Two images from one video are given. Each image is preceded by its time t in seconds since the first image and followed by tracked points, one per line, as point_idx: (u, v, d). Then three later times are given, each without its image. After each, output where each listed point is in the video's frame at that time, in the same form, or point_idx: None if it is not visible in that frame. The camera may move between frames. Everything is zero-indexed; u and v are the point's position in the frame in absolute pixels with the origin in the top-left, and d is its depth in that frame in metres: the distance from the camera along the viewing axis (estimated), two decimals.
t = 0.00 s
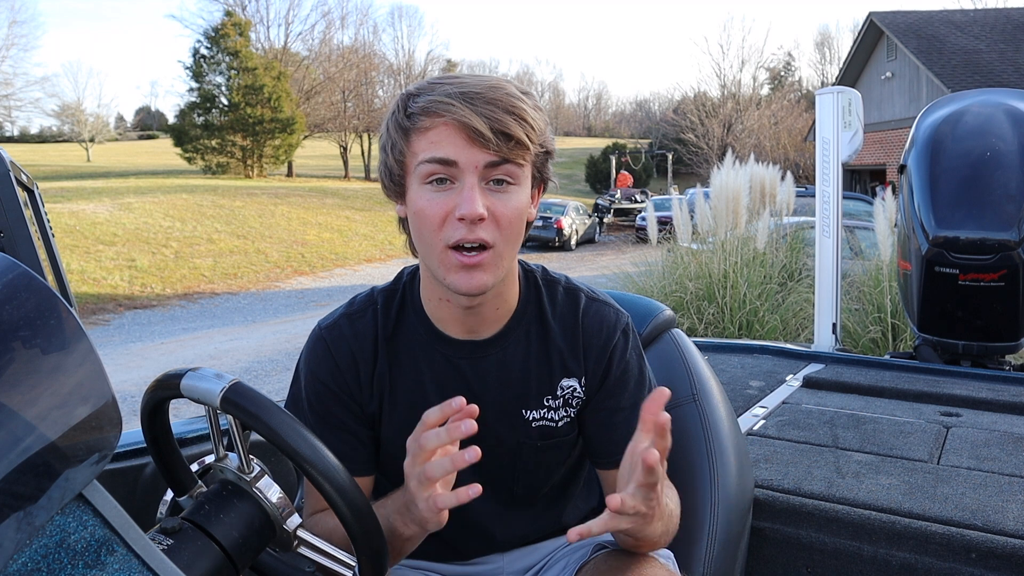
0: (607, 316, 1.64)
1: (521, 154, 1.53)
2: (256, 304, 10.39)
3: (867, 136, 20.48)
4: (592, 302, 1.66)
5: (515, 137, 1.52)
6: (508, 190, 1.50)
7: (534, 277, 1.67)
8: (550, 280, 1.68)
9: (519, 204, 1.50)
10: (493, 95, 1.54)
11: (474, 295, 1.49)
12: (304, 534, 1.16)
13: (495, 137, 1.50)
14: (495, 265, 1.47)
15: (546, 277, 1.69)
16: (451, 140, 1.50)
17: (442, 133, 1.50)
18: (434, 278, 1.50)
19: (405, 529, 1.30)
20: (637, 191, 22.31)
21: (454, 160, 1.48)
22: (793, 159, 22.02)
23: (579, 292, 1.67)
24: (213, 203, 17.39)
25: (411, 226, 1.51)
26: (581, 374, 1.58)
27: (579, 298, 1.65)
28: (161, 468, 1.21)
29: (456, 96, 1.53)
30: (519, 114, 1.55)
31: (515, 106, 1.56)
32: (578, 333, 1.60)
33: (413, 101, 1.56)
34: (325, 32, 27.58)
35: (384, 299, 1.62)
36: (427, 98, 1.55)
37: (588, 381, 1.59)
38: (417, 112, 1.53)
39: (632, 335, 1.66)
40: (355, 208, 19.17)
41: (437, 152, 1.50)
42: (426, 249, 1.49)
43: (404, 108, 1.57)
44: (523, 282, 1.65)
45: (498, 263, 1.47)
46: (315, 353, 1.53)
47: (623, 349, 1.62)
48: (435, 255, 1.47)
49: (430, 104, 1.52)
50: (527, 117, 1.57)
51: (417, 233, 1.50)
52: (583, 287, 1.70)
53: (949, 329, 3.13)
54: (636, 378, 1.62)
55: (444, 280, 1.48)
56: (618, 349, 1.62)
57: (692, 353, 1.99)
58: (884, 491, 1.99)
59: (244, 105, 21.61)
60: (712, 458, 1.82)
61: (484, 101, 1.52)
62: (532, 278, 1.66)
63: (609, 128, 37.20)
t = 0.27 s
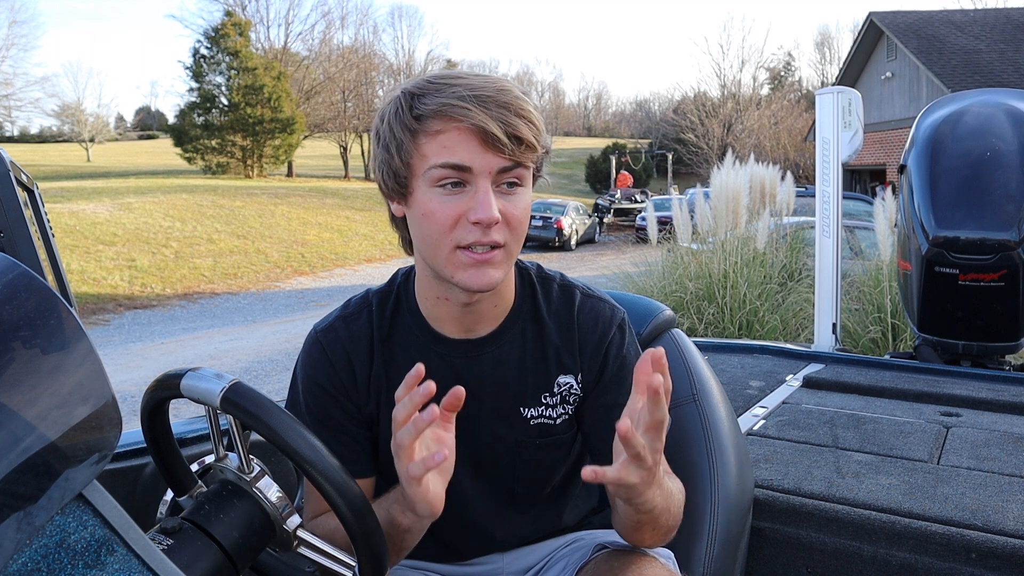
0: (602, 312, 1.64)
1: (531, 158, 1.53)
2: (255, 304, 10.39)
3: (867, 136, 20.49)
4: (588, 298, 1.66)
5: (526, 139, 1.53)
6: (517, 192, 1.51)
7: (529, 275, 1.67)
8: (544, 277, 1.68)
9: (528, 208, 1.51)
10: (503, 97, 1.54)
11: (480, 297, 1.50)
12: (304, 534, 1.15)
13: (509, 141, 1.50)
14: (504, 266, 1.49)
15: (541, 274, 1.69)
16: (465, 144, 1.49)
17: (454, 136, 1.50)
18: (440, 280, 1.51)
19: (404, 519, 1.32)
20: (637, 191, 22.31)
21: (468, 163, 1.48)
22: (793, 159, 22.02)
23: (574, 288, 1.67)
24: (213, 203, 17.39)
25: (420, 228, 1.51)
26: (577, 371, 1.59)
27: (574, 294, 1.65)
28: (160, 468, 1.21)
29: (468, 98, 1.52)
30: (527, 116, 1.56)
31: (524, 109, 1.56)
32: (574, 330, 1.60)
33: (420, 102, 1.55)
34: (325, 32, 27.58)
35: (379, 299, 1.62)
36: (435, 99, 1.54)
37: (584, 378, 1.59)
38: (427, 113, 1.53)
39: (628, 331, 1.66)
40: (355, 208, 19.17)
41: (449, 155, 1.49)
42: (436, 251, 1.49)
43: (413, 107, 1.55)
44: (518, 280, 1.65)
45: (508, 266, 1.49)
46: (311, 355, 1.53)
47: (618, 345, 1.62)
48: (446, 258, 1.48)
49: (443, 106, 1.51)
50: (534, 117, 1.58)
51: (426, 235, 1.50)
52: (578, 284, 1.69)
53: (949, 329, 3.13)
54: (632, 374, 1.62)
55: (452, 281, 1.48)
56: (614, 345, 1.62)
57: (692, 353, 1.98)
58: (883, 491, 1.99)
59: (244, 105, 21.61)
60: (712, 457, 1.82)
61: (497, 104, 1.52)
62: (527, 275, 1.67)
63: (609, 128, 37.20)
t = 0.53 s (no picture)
0: (598, 311, 1.64)
1: (520, 150, 1.54)
2: (256, 304, 10.39)
3: (867, 136, 20.48)
4: (583, 297, 1.66)
5: (516, 131, 1.54)
6: (505, 183, 1.51)
7: (523, 275, 1.67)
8: (539, 278, 1.68)
9: (514, 200, 1.52)
10: (497, 89, 1.56)
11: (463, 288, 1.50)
12: (304, 534, 1.15)
13: (499, 131, 1.51)
14: (490, 256, 1.48)
15: (535, 274, 1.69)
16: (454, 130, 1.50)
17: (445, 124, 1.51)
18: (425, 268, 1.51)
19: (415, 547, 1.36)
20: (637, 191, 22.31)
21: (457, 150, 1.49)
22: (793, 159, 22.03)
23: (568, 288, 1.67)
24: (213, 203, 17.39)
25: (407, 214, 1.51)
26: (573, 371, 1.58)
27: (569, 294, 1.65)
28: (161, 468, 1.21)
29: (462, 88, 1.54)
30: (521, 111, 1.57)
31: (517, 103, 1.57)
32: (569, 329, 1.60)
33: (414, 92, 1.57)
34: (325, 32, 27.58)
35: (373, 302, 1.62)
36: (430, 88, 1.55)
37: (581, 378, 1.59)
38: (421, 102, 1.54)
39: (623, 330, 1.66)
40: (355, 208, 19.17)
41: (439, 141, 1.50)
42: (422, 238, 1.49)
43: (408, 96, 1.57)
44: (512, 280, 1.65)
45: (493, 255, 1.48)
46: (305, 357, 1.53)
47: (614, 344, 1.62)
48: (431, 245, 1.48)
49: (436, 94, 1.53)
50: (527, 113, 1.59)
51: (412, 222, 1.50)
52: (573, 284, 1.69)
53: (949, 329, 3.13)
54: (628, 373, 1.62)
55: (436, 271, 1.48)
56: (610, 345, 1.62)
57: (692, 353, 1.98)
58: (883, 491, 1.99)
59: (244, 105, 21.60)
60: (712, 457, 1.82)
61: (489, 94, 1.54)
62: (521, 275, 1.67)
63: (609, 128, 37.20)
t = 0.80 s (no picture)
0: (598, 313, 1.65)
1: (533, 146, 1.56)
2: (256, 304, 10.40)
3: (867, 136, 20.48)
4: (582, 298, 1.66)
5: (529, 125, 1.56)
6: (517, 175, 1.53)
7: (524, 275, 1.67)
8: (538, 277, 1.68)
9: (526, 195, 1.54)
10: (512, 85, 1.58)
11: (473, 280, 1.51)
12: (304, 534, 1.15)
13: (515, 124, 1.53)
14: (502, 245, 1.50)
15: (535, 274, 1.69)
16: (474, 122, 1.51)
17: (464, 114, 1.52)
18: (439, 256, 1.50)
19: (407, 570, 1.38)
20: (637, 191, 22.31)
21: (475, 140, 1.50)
22: (793, 159, 22.03)
23: (568, 289, 1.67)
24: (213, 203, 17.39)
25: (422, 202, 1.50)
26: (573, 371, 1.59)
27: (568, 294, 1.65)
28: (161, 469, 1.21)
29: (479, 81, 1.55)
30: (533, 108, 1.59)
31: (529, 101, 1.60)
32: (569, 330, 1.61)
33: (429, 84, 1.57)
34: (325, 32, 27.59)
35: (372, 301, 1.62)
36: (446, 81, 1.56)
37: (581, 378, 1.59)
38: (438, 93, 1.54)
39: (623, 331, 1.66)
40: (355, 208, 19.18)
41: (457, 131, 1.51)
42: (438, 225, 1.49)
43: (423, 87, 1.57)
44: (513, 279, 1.65)
45: (505, 248, 1.50)
46: (305, 357, 1.53)
47: (614, 345, 1.62)
48: (447, 232, 1.48)
49: (456, 86, 1.53)
50: (536, 111, 1.62)
51: (427, 210, 1.50)
52: (573, 285, 1.70)
53: (949, 329, 3.13)
54: (628, 375, 1.62)
55: (452, 257, 1.49)
56: (610, 347, 1.62)
57: (692, 353, 1.99)
58: (884, 491, 1.99)
59: (244, 105, 21.61)
60: (712, 458, 1.82)
61: (507, 90, 1.55)
62: (522, 274, 1.67)
63: (609, 128, 37.21)
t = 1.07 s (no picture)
0: (599, 311, 1.65)
1: (531, 147, 1.56)
2: (256, 304, 10.40)
3: (867, 136, 20.49)
4: (584, 297, 1.66)
5: (527, 125, 1.56)
6: (518, 176, 1.53)
7: (525, 274, 1.67)
8: (540, 276, 1.68)
9: (526, 194, 1.54)
10: (508, 86, 1.57)
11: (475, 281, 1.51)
12: (304, 534, 1.15)
13: (514, 124, 1.52)
14: (506, 247, 1.49)
15: (536, 273, 1.69)
16: (472, 125, 1.51)
17: (462, 118, 1.52)
18: (441, 261, 1.50)
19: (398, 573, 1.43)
20: (637, 191, 22.31)
21: (474, 144, 1.50)
22: (793, 159, 22.04)
23: (570, 287, 1.67)
24: (213, 203, 17.39)
25: (423, 208, 1.50)
26: (574, 370, 1.59)
27: (571, 293, 1.65)
28: (161, 468, 1.21)
29: (476, 83, 1.55)
30: (530, 107, 1.59)
31: (527, 100, 1.59)
32: (570, 328, 1.61)
33: (426, 87, 1.57)
34: (325, 32, 27.58)
35: (375, 299, 1.62)
36: (442, 84, 1.55)
37: (582, 377, 1.60)
38: (435, 97, 1.54)
39: (624, 330, 1.66)
40: (355, 208, 19.18)
41: (456, 136, 1.51)
42: (440, 230, 1.49)
43: (420, 90, 1.56)
44: (515, 278, 1.65)
45: (509, 249, 1.49)
46: (307, 355, 1.53)
47: (615, 345, 1.62)
48: (450, 237, 1.48)
49: (451, 90, 1.53)
50: (534, 110, 1.61)
51: (429, 215, 1.50)
52: (575, 283, 1.70)
53: (949, 329, 3.13)
54: (629, 373, 1.62)
55: (454, 262, 1.49)
56: (611, 345, 1.62)
57: (692, 353, 1.99)
58: (883, 491, 1.99)
59: (244, 105, 21.61)
60: (712, 458, 1.82)
61: (503, 90, 1.55)
62: (523, 273, 1.67)
63: (609, 128, 37.22)
